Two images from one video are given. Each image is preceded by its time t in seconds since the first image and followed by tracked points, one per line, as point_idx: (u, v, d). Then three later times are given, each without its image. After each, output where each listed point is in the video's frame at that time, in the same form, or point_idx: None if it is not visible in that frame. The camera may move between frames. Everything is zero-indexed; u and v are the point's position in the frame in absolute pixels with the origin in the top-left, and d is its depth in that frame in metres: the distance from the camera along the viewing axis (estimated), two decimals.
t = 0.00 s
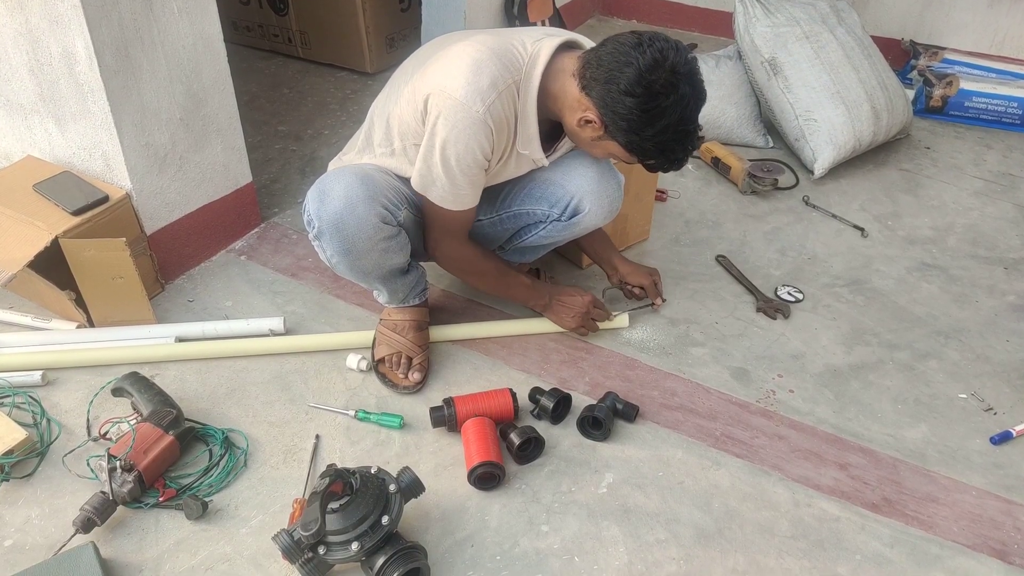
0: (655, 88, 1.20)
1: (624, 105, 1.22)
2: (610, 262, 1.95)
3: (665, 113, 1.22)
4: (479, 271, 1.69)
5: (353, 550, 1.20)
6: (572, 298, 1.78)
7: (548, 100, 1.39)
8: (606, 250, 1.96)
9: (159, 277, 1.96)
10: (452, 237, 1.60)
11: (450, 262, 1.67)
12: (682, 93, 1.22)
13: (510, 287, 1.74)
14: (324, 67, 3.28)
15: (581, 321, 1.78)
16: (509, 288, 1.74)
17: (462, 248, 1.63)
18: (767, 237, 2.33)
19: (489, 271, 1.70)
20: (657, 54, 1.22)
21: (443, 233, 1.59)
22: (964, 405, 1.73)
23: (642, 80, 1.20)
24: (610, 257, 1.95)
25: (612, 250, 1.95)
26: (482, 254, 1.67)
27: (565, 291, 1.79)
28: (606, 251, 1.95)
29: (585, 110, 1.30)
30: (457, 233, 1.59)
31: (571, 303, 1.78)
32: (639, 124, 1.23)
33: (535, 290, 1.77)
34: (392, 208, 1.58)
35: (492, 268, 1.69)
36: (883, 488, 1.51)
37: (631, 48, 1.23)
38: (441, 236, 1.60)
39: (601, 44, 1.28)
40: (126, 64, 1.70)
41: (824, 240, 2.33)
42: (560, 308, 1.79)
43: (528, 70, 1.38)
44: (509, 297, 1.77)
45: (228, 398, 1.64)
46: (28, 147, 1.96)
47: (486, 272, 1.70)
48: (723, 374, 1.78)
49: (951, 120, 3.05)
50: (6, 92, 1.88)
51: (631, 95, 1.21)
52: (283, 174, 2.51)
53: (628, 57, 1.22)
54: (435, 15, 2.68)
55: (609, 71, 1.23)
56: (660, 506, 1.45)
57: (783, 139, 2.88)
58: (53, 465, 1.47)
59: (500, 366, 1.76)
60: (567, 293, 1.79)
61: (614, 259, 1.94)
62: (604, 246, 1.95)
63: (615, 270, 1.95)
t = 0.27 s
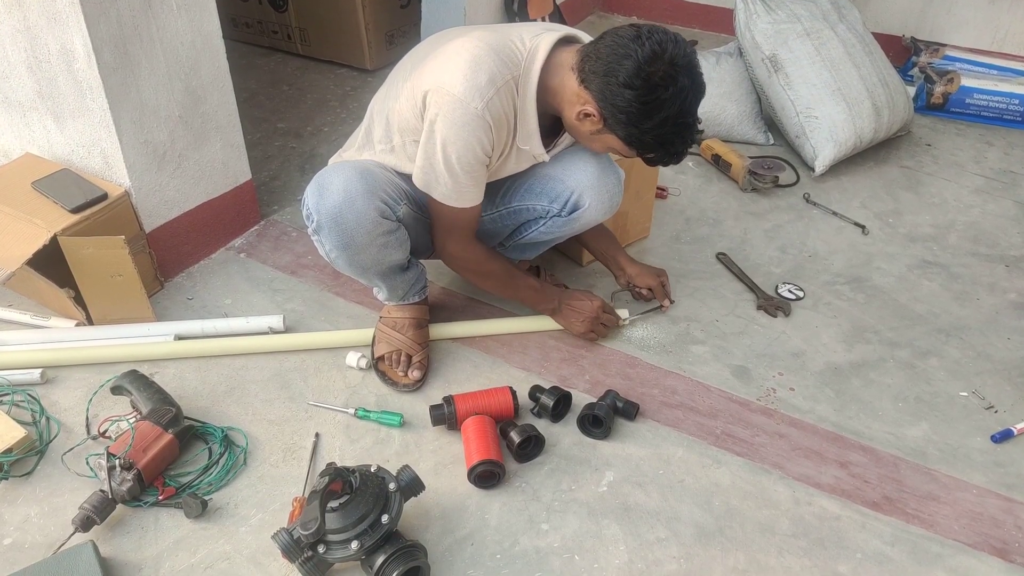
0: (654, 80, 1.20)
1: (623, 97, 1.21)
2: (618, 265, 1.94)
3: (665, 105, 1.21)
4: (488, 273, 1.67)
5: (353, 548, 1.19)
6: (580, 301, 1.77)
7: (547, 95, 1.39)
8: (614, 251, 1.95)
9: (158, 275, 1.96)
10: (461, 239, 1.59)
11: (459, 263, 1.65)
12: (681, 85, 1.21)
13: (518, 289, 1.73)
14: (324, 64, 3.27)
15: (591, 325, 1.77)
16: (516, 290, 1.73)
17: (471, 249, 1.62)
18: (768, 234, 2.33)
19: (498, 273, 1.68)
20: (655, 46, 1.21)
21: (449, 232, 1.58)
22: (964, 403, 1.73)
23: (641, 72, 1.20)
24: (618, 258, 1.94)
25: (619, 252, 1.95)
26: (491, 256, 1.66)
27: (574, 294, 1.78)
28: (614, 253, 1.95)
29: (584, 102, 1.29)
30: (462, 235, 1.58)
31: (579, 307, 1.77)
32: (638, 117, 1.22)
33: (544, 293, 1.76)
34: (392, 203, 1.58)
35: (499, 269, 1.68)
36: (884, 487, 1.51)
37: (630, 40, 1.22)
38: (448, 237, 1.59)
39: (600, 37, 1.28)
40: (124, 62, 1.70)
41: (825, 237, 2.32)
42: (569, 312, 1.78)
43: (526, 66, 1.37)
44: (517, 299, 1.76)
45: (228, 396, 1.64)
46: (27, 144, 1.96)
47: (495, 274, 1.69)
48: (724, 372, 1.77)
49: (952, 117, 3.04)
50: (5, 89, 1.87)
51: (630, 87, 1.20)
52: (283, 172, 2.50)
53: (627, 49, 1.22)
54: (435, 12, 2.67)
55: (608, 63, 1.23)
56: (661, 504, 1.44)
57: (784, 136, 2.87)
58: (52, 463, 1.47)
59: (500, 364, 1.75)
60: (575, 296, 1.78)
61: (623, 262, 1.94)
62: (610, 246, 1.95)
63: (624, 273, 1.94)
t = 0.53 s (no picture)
0: (659, 72, 1.19)
1: (629, 89, 1.20)
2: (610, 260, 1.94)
3: (670, 96, 1.21)
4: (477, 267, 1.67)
5: (352, 547, 1.19)
6: (569, 298, 1.78)
7: (551, 90, 1.38)
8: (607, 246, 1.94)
9: (157, 272, 1.95)
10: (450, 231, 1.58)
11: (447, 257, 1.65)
12: (687, 76, 1.20)
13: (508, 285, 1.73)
14: (323, 60, 3.27)
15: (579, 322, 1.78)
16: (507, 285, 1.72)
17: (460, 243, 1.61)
18: (769, 231, 2.32)
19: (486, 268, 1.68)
20: (660, 37, 1.20)
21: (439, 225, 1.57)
22: (966, 401, 1.72)
23: (646, 63, 1.19)
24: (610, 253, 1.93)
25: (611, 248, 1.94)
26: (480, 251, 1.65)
27: (564, 292, 1.79)
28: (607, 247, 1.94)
29: (588, 96, 1.29)
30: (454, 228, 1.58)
31: (569, 304, 1.77)
32: (644, 108, 1.21)
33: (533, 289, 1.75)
34: (394, 199, 1.58)
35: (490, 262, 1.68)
36: (885, 485, 1.50)
37: (635, 32, 1.21)
38: (438, 229, 1.59)
39: (604, 30, 1.27)
40: (123, 58, 1.69)
41: (826, 234, 2.32)
42: (558, 308, 1.78)
43: (531, 60, 1.36)
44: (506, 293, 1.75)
45: (227, 394, 1.63)
46: (26, 141, 1.95)
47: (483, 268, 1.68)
48: (724, 370, 1.77)
49: (954, 114, 3.03)
50: (3, 87, 1.86)
51: (635, 78, 1.20)
52: (282, 169, 2.50)
53: (632, 41, 1.21)
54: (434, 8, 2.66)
55: (613, 55, 1.22)
56: (661, 503, 1.44)
57: (785, 133, 2.86)
58: (51, 461, 1.47)
59: (500, 362, 1.75)
60: (565, 293, 1.78)
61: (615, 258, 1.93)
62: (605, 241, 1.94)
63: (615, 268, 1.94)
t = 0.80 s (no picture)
0: (664, 59, 1.18)
1: (634, 78, 1.19)
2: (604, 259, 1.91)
3: (676, 84, 1.20)
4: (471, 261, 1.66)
5: (352, 546, 1.19)
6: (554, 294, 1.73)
7: (555, 80, 1.37)
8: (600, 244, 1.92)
9: (157, 269, 1.95)
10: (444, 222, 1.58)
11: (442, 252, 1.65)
12: (692, 63, 1.19)
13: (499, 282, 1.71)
14: (323, 56, 3.25)
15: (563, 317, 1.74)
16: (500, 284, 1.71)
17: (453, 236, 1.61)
18: (770, 228, 2.31)
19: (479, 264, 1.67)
20: (664, 25, 1.20)
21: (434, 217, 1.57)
22: (967, 399, 1.72)
23: (651, 51, 1.18)
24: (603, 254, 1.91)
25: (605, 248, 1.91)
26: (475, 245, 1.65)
27: (549, 287, 1.74)
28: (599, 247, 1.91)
29: (593, 88, 1.28)
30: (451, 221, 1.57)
31: (552, 300, 1.73)
32: (650, 97, 1.20)
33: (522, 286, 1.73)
34: (394, 197, 1.57)
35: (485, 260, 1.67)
36: (886, 483, 1.50)
37: (639, 21, 1.20)
38: (429, 220, 1.58)
39: (606, 20, 1.26)
40: (121, 54, 1.68)
41: (827, 231, 2.31)
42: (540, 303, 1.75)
43: (536, 50, 1.35)
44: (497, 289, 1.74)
45: (227, 391, 1.63)
46: (24, 137, 1.94)
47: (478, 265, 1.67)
48: (725, 367, 1.76)
49: (956, 110, 3.02)
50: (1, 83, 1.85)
51: (641, 66, 1.18)
52: (282, 165, 2.49)
53: (636, 29, 1.20)
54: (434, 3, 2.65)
55: (617, 44, 1.21)
56: (662, 500, 1.44)
57: (786, 129, 2.85)
58: (50, 459, 1.46)
59: (500, 359, 1.74)
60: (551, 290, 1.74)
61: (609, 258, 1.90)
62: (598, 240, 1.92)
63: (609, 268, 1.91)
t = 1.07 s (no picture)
0: (667, 50, 1.17)
1: (636, 69, 1.18)
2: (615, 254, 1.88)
3: (678, 76, 1.18)
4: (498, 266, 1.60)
5: (351, 544, 1.18)
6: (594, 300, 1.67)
7: (557, 76, 1.36)
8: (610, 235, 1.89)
9: (155, 266, 1.94)
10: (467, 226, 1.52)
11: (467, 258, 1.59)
12: (695, 55, 1.18)
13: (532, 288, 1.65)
14: (322, 50, 3.24)
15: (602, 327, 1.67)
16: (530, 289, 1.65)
17: (479, 241, 1.55)
18: (772, 224, 2.30)
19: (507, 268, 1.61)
20: (667, 16, 1.19)
21: (456, 220, 1.51)
22: (969, 396, 1.71)
23: (654, 43, 1.17)
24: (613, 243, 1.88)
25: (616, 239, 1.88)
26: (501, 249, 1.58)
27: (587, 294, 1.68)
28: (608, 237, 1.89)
29: (595, 80, 1.26)
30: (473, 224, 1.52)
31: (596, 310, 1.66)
32: (652, 88, 1.19)
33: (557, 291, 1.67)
34: (390, 180, 1.56)
35: (510, 262, 1.61)
36: (888, 480, 1.49)
37: (642, 13, 1.20)
38: (453, 224, 1.52)
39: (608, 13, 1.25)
40: (119, 50, 1.67)
41: (829, 227, 2.30)
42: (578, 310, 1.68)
43: (536, 48, 1.34)
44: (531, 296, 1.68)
45: (226, 389, 1.62)
46: (22, 133, 1.93)
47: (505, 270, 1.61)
48: (727, 364, 1.76)
49: (958, 105, 3.00)
50: None
51: (643, 56, 1.17)
52: (281, 160, 2.48)
53: (638, 21, 1.19)
54: None
55: (619, 36, 1.20)
56: (662, 498, 1.43)
57: (788, 125, 2.84)
58: (49, 456, 1.46)
59: (501, 356, 1.74)
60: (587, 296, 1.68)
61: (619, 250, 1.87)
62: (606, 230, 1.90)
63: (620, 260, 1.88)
